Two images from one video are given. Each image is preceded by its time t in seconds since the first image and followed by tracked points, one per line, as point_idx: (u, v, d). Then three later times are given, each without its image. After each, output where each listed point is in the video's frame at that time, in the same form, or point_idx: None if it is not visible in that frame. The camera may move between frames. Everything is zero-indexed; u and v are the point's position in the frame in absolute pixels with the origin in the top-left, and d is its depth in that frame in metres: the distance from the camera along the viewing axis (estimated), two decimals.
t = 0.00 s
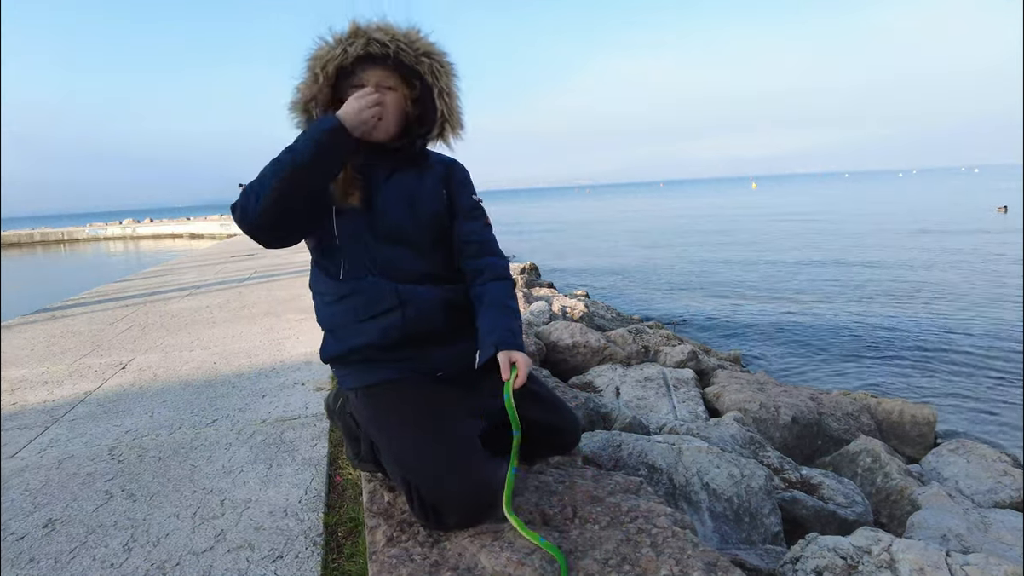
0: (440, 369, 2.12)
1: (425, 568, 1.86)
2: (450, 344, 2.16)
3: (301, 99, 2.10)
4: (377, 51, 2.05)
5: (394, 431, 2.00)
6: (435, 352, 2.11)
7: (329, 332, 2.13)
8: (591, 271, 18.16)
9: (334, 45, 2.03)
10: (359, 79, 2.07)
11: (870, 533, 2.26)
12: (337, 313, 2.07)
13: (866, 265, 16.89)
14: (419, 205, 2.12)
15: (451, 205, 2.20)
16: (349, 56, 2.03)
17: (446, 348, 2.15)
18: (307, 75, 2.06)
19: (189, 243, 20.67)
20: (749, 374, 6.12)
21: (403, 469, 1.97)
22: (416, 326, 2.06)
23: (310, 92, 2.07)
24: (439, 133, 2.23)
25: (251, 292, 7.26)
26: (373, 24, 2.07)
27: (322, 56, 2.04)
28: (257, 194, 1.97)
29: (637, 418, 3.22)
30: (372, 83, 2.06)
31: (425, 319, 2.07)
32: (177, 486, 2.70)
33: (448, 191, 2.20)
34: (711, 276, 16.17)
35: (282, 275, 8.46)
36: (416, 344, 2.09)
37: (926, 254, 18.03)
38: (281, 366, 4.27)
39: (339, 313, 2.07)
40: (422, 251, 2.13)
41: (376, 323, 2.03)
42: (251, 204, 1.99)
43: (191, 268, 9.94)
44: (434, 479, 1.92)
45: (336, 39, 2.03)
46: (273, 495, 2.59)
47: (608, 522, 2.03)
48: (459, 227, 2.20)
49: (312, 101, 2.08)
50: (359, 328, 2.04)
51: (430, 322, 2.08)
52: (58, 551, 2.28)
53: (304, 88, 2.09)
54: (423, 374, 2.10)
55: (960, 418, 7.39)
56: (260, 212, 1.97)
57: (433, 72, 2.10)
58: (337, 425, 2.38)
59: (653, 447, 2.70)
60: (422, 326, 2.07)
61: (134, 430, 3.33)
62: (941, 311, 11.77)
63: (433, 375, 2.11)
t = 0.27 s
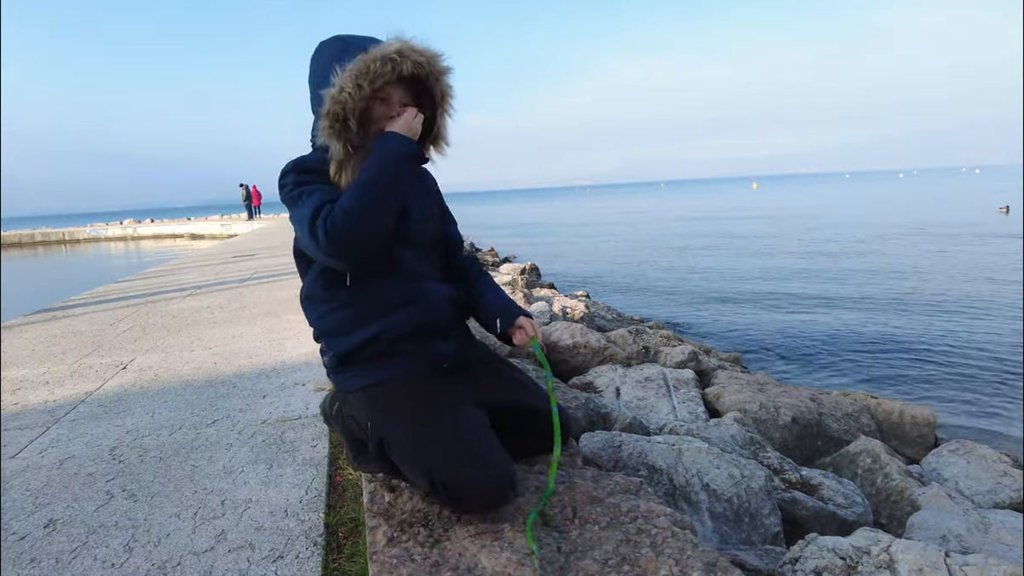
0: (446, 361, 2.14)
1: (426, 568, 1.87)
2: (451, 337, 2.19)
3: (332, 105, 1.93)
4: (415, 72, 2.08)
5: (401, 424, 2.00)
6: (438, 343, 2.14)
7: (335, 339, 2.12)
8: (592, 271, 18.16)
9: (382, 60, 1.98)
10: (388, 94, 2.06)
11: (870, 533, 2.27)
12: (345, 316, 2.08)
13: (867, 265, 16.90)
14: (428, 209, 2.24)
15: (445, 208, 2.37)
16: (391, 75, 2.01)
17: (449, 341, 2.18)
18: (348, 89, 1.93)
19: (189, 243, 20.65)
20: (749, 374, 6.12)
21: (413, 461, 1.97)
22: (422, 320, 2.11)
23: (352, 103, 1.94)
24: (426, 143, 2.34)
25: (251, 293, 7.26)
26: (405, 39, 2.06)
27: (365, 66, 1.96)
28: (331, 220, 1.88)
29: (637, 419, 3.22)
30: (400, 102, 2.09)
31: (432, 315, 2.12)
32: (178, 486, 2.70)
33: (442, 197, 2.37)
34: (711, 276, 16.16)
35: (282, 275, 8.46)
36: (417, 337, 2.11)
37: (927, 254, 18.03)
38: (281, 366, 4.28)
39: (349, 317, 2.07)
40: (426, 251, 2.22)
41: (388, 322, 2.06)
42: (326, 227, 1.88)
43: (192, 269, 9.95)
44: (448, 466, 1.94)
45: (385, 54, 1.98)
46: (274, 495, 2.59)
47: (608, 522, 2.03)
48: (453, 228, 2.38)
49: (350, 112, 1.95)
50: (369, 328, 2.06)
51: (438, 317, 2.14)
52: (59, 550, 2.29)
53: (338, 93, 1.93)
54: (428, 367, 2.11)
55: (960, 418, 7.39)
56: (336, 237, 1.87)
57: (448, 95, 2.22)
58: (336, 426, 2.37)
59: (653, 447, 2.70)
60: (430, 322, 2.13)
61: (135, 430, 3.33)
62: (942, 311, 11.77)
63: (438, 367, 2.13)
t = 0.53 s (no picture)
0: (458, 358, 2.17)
1: (427, 569, 1.87)
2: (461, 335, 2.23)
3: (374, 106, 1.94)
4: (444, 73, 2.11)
5: (412, 422, 2.01)
6: (451, 340, 2.17)
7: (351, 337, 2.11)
8: (592, 272, 18.16)
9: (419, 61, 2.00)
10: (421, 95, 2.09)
11: (870, 534, 2.27)
12: (358, 315, 2.07)
13: (867, 265, 16.89)
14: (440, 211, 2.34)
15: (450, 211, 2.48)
16: (426, 76, 2.03)
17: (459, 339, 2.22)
18: (387, 89, 1.94)
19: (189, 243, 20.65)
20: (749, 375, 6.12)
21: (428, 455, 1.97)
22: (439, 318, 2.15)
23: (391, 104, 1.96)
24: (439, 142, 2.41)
25: (252, 293, 7.26)
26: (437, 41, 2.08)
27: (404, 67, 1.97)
28: (386, 226, 1.86)
29: (638, 419, 3.22)
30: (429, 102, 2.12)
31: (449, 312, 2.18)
32: (178, 486, 2.71)
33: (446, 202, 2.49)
34: (711, 276, 16.16)
35: (282, 275, 8.47)
36: (432, 333, 2.15)
37: (927, 255, 18.01)
38: (282, 367, 4.28)
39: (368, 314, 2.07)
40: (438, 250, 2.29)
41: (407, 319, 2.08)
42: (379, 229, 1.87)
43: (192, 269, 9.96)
44: (462, 459, 1.95)
45: (421, 55, 2.00)
46: (274, 496, 2.59)
47: (609, 523, 2.04)
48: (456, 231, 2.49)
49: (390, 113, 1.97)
50: (383, 327, 2.06)
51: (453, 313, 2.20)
52: (60, 550, 2.29)
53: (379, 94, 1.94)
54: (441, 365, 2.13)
55: (961, 419, 7.39)
56: (388, 242, 1.86)
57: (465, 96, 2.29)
58: (339, 427, 2.38)
59: (654, 448, 2.70)
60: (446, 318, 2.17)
61: (136, 430, 3.34)
62: (942, 312, 11.76)
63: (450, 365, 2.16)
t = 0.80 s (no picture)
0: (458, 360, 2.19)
1: (426, 569, 1.86)
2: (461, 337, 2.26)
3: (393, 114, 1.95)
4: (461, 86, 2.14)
5: (412, 421, 2.02)
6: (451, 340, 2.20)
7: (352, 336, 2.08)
8: (592, 272, 18.16)
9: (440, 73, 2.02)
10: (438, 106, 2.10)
11: (870, 534, 2.26)
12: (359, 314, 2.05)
13: (868, 266, 16.88)
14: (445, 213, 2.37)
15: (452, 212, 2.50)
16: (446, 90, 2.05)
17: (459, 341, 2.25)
18: (409, 98, 1.95)
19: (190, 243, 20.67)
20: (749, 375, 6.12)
21: (432, 457, 1.97)
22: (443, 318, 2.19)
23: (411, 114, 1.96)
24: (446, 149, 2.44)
25: (252, 293, 7.27)
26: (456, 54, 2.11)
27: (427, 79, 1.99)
28: (363, 261, 1.89)
29: (638, 420, 3.22)
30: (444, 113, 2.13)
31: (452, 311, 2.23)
32: (178, 486, 2.71)
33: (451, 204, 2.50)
34: (712, 277, 16.16)
35: (283, 275, 8.47)
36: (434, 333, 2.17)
37: (928, 255, 18.00)
38: (282, 367, 4.28)
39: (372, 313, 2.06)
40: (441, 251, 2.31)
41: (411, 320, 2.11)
42: (342, 269, 1.90)
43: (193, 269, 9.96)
44: (462, 457, 1.96)
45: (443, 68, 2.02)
46: (274, 496, 2.59)
47: (608, 523, 2.04)
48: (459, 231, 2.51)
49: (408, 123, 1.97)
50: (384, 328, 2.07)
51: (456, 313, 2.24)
52: (60, 551, 2.29)
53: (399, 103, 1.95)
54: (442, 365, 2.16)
55: (962, 419, 7.38)
56: (352, 280, 1.90)
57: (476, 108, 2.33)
58: (339, 427, 2.38)
59: (654, 448, 2.70)
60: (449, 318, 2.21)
61: (136, 430, 3.34)
62: (943, 312, 11.76)
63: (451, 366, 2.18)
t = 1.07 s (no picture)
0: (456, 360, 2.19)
1: (426, 569, 1.86)
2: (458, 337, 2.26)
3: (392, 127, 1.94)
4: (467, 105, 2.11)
5: (411, 422, 2.02)
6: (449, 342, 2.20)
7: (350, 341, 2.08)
8: (592, 272, 18.17)
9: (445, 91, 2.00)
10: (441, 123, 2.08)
11: (870, 534, 2.26)
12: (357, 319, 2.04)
13: (868, 266, 16.87)
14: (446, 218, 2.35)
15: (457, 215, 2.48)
16: (451, 108, 2.03)
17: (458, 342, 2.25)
18: (410, 113, 1.93)
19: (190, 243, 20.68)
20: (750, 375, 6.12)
21: (430, 458, 1.98)
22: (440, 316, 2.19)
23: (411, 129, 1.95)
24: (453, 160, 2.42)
25: (253, 293, 7.27)
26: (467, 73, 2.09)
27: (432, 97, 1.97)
28: (351, 320, 1.93)
29: (639, 420, 3.22)
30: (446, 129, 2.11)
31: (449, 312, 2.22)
32: (178, 486, 2.71)
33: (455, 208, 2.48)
34: (712, 277, 16.16)
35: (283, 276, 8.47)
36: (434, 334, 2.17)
37: (928, 255, 18.00)
38: (282, 367, 4.28)
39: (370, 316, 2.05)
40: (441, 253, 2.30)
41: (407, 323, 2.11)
42: (313, 290, 1.93)
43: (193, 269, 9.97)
44: (461, 458, 1.97)
45: (450, 86, 2.00)
46: (274, 496, 2.59)
47: (608, 523, 2.04)
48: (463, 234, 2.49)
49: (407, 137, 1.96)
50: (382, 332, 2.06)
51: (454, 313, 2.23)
52: (60, 550, 2.29)
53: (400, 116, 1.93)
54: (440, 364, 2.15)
55: (962, 419, 7.37)
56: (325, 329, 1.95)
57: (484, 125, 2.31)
58: (338, 428, 2.38)
59: (654, 448, 2.70)
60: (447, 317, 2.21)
61: (136, 430, 3.34)
62: (943, 312, 11.76)
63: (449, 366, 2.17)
